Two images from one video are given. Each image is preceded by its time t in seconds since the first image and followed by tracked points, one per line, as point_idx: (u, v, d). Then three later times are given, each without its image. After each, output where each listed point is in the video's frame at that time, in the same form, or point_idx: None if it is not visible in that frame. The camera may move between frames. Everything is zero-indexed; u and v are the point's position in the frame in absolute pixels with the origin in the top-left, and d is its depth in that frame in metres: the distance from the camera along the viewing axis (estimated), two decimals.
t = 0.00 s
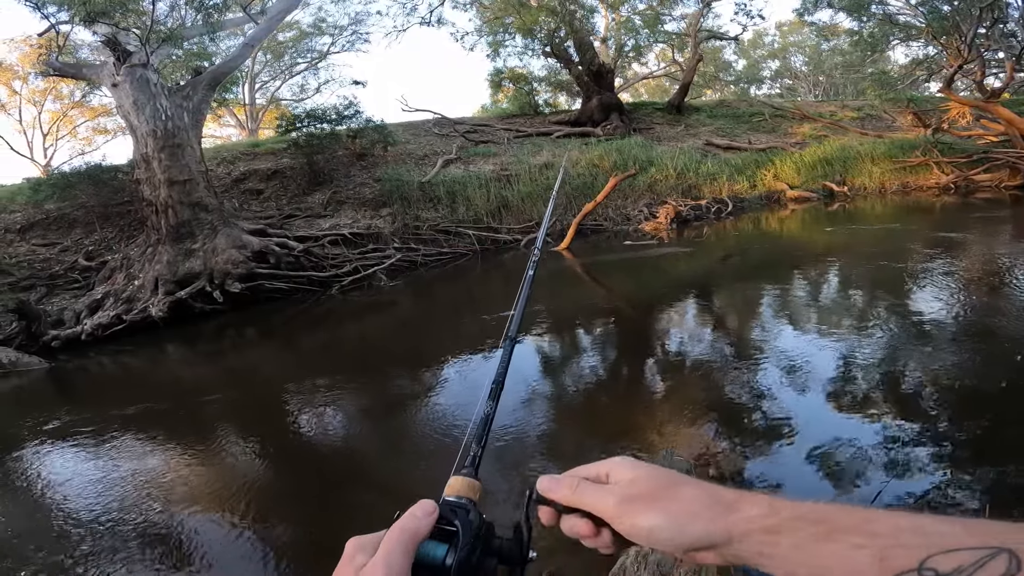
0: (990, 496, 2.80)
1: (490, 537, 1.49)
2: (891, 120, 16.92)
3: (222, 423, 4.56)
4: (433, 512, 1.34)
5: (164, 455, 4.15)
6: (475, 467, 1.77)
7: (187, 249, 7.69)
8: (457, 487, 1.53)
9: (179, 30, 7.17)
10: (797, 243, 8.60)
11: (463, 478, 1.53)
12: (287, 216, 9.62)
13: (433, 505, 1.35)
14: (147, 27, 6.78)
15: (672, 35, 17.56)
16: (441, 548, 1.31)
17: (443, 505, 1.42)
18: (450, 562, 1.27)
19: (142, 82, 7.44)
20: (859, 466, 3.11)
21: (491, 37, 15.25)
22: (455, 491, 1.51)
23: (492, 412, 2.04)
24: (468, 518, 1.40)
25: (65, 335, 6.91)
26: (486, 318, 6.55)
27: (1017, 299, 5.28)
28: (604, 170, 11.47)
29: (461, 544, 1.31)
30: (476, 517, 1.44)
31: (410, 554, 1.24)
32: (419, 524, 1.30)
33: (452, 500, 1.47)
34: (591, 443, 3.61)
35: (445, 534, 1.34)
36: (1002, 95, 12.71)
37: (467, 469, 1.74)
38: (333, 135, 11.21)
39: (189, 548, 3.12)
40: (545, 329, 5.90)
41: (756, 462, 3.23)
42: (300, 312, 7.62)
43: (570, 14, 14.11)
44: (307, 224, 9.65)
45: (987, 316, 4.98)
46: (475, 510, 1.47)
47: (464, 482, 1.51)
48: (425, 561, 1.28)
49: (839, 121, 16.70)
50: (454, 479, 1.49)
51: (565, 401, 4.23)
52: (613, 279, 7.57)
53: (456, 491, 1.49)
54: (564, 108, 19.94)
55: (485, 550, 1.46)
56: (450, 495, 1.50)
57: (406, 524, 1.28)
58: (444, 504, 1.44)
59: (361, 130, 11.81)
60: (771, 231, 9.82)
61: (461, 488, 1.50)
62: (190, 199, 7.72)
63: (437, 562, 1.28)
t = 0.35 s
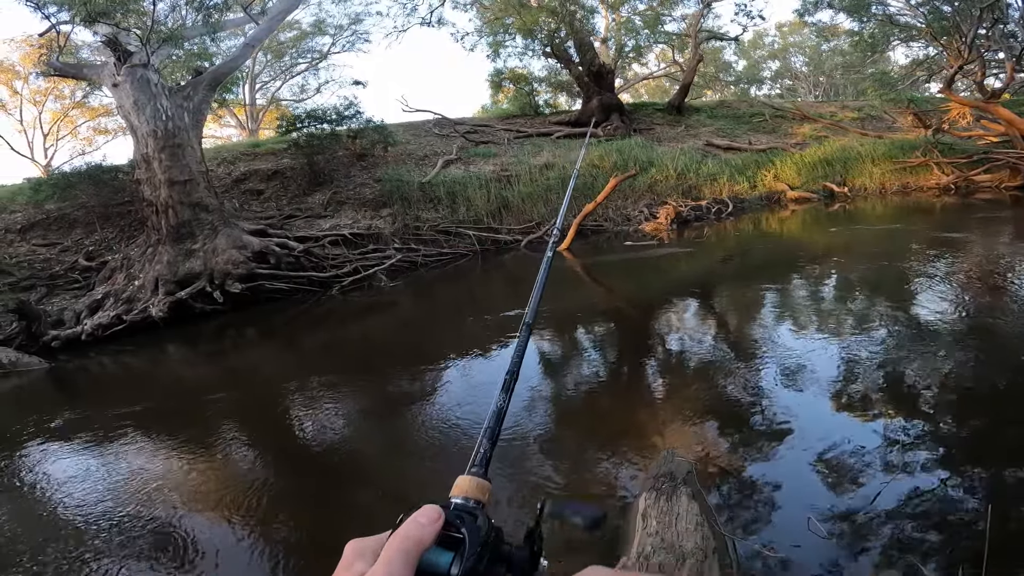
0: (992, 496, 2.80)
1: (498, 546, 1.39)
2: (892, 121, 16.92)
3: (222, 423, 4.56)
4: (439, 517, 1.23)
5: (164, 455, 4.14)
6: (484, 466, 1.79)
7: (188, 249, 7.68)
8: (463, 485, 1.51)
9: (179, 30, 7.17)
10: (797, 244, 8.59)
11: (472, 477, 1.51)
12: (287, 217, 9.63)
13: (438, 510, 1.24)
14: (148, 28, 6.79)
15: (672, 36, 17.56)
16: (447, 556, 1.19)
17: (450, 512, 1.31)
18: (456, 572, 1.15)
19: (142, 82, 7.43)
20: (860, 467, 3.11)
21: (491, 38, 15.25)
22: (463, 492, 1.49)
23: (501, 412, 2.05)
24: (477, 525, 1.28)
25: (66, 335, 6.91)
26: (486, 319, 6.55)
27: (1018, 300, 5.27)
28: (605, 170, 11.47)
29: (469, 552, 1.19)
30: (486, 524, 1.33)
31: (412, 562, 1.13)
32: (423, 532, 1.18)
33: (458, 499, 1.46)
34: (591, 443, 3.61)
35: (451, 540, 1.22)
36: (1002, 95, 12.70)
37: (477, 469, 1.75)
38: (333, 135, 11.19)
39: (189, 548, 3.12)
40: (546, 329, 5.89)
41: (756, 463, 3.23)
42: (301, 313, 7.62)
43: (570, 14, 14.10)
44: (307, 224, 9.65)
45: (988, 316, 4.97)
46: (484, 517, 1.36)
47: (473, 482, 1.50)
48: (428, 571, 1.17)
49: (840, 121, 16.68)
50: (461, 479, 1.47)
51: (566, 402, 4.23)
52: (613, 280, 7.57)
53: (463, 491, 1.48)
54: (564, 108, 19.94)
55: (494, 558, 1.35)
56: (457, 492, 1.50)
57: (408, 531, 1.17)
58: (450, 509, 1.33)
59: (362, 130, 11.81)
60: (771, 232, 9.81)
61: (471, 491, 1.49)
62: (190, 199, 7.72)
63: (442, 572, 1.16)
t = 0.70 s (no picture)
0: (992, 497, 2.80)
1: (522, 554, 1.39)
2: (893, 122, 16.90)
3: (222, 423, 4.57)
4: (464, 527, 1.25)
5: (164, 456, 4.14)
6: (507, 468, 1.82)
7: (187, 250, 7.67)
8: (483, 491, 1.61)
9: (179, 31, 7.17)
10: (798, 245, 8.58)
11: (491, 482, 1.61)
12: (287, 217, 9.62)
13: (463, 521, 1.25)
14: (148, 28, 6.80)
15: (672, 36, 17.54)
16: (468, 569, 1.21)
17: (474, 521, 1.32)
18: None
19: (142, 83, 7.43)
20: (859, 468, 3.11)
21: (491, 38, 15.23)
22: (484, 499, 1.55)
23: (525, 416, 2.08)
24: (502, 536, 1.29)
25: (65, 335, 6.91)
26: (486, 319, 6.54)
27: (1019, 301, 5.26)
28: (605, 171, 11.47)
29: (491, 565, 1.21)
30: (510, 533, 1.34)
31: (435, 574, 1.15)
32: (446, 546, 1.19)
33: (478, 504, 1.55)
34: (591, 444, 3.61)
35: (473, 552, 1.23)
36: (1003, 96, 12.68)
37: (499, 473, 1.79)
38: (334, 135, 11.16)
39: (189, 548, 3.12)
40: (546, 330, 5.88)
41: (754, 463, 3.23)
42: (300, 313, 7.61)
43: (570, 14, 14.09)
44: (307, 225, 9.65)
45: (988, 317, 4.97)
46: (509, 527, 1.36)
47: (493, 486, 1.59)
48: None
49: (840, 122, 16.66)
50: (480, 483, 1.57)
51: (566, 402, 4.22)
52: (614, 280, 7.56)
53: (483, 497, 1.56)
54: (565, 109, 19.94)
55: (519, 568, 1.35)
56: (477, 497, 1.59)
57: (432, 541, 1.18)
58: (474, 518, 1.34)
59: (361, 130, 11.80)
60: (771, 233, 9.80)
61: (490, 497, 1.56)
62: (190, 200, 7.71)
63: None
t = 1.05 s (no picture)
0: (990, 497, 2.80)
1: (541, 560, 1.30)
2: (892, 122, 16.91)
3: (221, 423, 4.56)
4: (480, 534, 1.16)
5: (161, 457, 4.13)
6: (528, 474, 1.72)
7: (186, 250, 7.67)
8: (504, 495, 1.42)
9: (179, 31, 7.17)
10: (796, 245, 8.59)
11: (513, 488, 1.42)
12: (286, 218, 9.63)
13: (480, 526, 1.17)
14: (148, 28, 6.80)
15: (672, 37, 17.55)
16: None
17: (491, 527, 1.23)
18: None
19: (142, 83, 7.42)
20: (857, 468, 3.11)
21: (491, 39, 15.23)
22: (504, 502, 1.40)
23: (550, 420, 2.00)
24: (522, 544, 1.20)
25: (64, 335, 6.91)
26: (485, 320, 6.53)
27: (1017, 301, 5.27)
28: (604, 172, 11.47)
29: None
30: (532, 542, 1.25)
31: None
32: (460, 553, 1.11)
33: (499, 511, 1.36)
34: (590, 444, 3.62)
35: (493, 560, 1.14)
36: (1002, 97, 12.68)
37: (522, 477, 1.69)
38: (333, 136, 11.14)
39: (188, 549, 3.11)
40: (545, 331, 5.89)
41: (753, 464, 3.23)
42: (300, 313, 7.62)
43: (569, 15, 14.10)
44: (307, 225, 9.65)
45: (987, 317, 4.98)
46: (528, 534, 1.28)
47: (516, 492, 1.40)
48: None
49: (840, 123, 16.68)
50: (503, 489, 1.38)
51: (565, 403, 4.22)
52: (613, 280, 7.57)
53: (504, 503, 1.39)
54: (564, 109, 19.95)
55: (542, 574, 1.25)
56: (497, 502, 1.40)
57: (445, 547, 1.11)
58: (491, 524, 1.24)
59: (361, 131, 11.78)
60: (770, 233, 9.80)
61: (511, 502, 1.39)
62: (189, 200, 7.70)
63: None
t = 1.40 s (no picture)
0: (989, 497, 2.81)
1: None
2: (891, 123, 16.92)
3: (220, 424, 4.56)
4: None
5: (160, 457, 4.13)
6: (541, 523, 1.73)
7: (186, 250, 7.66)
8: (511, 543, 1.48)
9: (178, 31, 7.17)
10: (795, 246, 8.59)
11: (522, 537, 1.48)
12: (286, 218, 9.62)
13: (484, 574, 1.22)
14: (147, 28, 6.80)
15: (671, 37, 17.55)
16: None
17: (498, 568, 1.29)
18: None
19: (141, 83, 7.43)
20: (856, 468, 3.11)
21: (491, 39, 15.22)
22: (512, 549, 1.47)
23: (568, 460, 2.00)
24: None
25: (63, 335, 6.91)
26: (485, 321, 6.52)
27: (1016, 302, 5.26)
28: (603, 173, 11.47)
29: None
30: None
31: None
32: None
33: (508, 558, 1.42)
34: (589, 444, 3.62)
35: None
36: (1001, 97, 12.68)
37: (529, 526, 1.73)
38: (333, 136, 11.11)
39: (186, 548, 3.11)
40: (545, 331, 5.89)
41: (753, 464, 3.23)
42: (300, 313, 7.62)
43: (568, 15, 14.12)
44: (306, 226, 9.65)
45: (986, 318, 4.99)
46: None
47: (527, 542, 1.47)
48: None
49: (840, 123, 16.69)
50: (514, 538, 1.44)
51: (564, 403, 4.22)
52: (613, 281, 7.57)
53: (514, 550, 1.45)
54: (564, 109, 19.95)
55: None
56: (506, 550, 1.46)
57: None
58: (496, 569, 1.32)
59: (360, 131, 11.76)
60: (769, 234, 9.79)
61: (518, 549, 1.46)
62: (188, 200, 7.70)
63: None
